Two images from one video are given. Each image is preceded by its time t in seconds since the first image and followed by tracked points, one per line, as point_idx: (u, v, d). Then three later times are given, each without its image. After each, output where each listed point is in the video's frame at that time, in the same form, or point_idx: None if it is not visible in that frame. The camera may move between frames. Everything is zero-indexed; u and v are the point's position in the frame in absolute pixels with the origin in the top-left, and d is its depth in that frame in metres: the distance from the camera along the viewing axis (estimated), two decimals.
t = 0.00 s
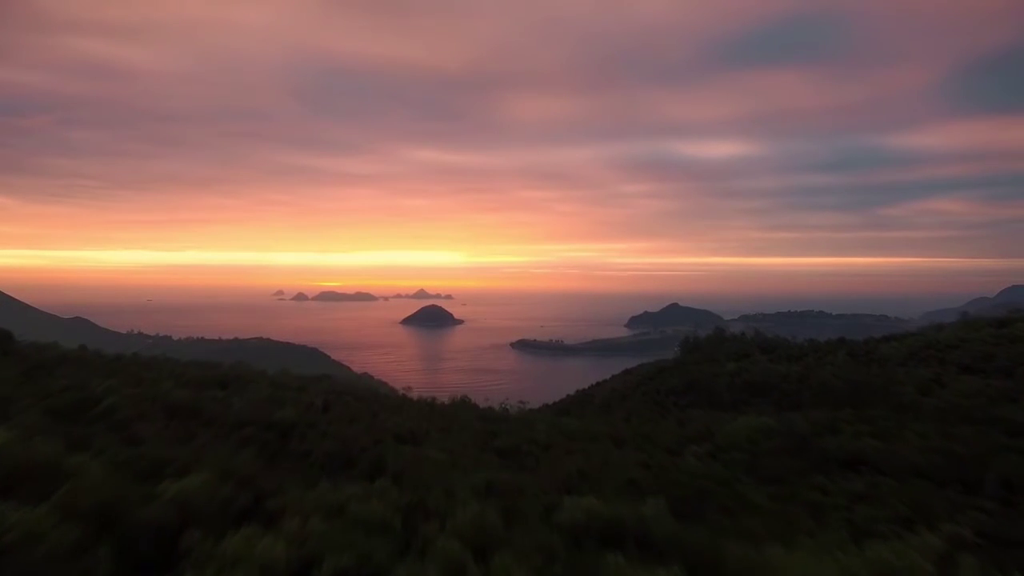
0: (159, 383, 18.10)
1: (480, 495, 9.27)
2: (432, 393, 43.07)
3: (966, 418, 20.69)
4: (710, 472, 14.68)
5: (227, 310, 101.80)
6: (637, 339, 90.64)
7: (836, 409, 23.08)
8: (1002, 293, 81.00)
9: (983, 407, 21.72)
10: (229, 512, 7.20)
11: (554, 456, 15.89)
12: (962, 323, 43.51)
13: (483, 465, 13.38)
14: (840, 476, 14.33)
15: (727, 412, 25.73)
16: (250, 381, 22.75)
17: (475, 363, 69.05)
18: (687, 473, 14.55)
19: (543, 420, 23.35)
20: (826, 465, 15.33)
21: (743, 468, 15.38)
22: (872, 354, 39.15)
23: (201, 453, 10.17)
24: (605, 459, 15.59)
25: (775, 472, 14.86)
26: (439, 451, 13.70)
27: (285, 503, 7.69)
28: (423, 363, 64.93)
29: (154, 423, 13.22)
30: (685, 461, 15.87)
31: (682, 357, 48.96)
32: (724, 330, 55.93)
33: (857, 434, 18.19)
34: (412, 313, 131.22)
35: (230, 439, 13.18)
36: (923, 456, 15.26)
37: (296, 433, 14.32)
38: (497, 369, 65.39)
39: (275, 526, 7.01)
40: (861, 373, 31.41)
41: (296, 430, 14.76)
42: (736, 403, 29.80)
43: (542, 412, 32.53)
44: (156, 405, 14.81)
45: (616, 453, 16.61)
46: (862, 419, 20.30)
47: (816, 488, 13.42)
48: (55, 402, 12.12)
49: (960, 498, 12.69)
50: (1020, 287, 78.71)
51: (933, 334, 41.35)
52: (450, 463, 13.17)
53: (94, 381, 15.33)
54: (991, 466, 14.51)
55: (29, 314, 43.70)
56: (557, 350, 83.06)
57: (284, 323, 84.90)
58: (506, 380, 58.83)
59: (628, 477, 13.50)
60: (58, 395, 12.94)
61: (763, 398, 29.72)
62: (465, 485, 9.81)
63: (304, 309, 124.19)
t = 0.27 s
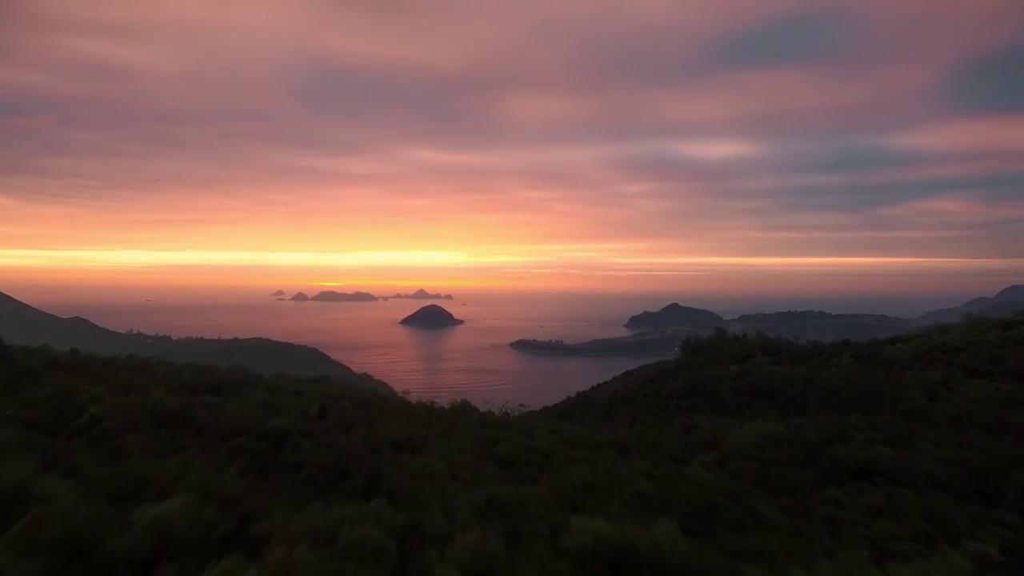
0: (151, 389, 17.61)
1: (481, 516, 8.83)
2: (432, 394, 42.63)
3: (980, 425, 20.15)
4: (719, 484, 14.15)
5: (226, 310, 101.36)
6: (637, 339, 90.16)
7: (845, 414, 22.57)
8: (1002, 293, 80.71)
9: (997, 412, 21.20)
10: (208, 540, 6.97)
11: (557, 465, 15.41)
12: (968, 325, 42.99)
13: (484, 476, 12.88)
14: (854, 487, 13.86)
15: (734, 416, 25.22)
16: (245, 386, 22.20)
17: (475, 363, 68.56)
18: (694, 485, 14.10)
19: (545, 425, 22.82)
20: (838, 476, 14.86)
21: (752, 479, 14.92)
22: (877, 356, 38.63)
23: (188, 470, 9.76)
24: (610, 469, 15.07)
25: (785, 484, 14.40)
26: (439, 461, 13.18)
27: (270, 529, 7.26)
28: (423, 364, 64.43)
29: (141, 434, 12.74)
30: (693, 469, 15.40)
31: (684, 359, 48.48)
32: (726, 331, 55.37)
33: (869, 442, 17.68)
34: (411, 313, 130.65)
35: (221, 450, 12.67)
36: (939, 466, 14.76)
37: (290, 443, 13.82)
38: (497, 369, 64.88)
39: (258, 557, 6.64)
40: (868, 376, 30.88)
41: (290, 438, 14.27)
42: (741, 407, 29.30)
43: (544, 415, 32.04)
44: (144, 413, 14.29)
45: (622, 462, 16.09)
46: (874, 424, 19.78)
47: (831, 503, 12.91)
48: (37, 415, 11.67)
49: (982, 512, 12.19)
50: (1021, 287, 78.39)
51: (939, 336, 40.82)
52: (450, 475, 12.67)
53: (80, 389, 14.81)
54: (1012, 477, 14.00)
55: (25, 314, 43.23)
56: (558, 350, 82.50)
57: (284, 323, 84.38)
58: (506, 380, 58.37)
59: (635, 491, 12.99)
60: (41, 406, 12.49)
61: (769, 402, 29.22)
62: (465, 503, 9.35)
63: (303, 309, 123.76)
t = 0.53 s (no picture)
0: (141, 396, 17.07)
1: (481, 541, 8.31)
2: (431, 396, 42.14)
3: (994, 431, 19.64)
4: (729, 496, 13.64)
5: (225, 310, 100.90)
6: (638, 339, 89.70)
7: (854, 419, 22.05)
8: (1002, 293, 80.07)
9: (1010, 418, 20.70)
10: None
11: (560, 477, 14.89)
12: (973, 326, 42.48)
13: (484, 489, 12.35)
14: (869, 500, 13.35)
15: (739, 422, 24.72)
16: (239, 391, 21.66)
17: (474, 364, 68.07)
18: (702, 497, 13.59)
19: (547, 431, 22.29)
20: (851, 488, 14.35)
21: (762, 491, 14.40)
22: (882, 358, 38.14)
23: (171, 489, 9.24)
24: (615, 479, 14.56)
25: (797, 496, 13.88)
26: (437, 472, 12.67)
27: (253, 561, 6.75)
28: (422, 364, 63.91)
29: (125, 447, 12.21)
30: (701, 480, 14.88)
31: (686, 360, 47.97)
32: (728, 332, 54.78)
33: (881, 450, 17.18)
34: (411, 313, 130.21)
35: (210, 462, 12.16)
36: (956, 477, 14.26)
37: (283, 453, 13.31)
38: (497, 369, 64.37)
39: None
40: (874, 380, 30.39)
41: (283, 448, 13.74)
42: (746, 411, 28.80)
43: (545, 420, 31.52)
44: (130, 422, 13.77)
45: (626, 472, 15.57)
46: (885, 431, 19.26)
47: (847, 517, 12.40)
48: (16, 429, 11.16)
49: (1005, 527, 11.70)
50: None
51: (944, 338, 40.33)
52: (449, 487, 12.14)
53: (65, 397, 14.28)
54: None
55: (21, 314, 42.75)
56: (557, 350, 81.99)
57: (282, 323, 83.78)
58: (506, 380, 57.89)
59: (642, 505, 12.48)
60: (22, 419, 11.95)
61: (774, 406, 28.71)
62: (464, 525, 8.84)
63: (303, 309, 123.26)
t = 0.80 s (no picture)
0: (130, 402, 16.53)
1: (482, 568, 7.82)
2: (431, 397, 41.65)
3: (1008, 438, 19.12)
4: (739, 508, 13.13)
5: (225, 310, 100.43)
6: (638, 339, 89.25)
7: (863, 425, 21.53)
8: (1005, 293, 79.56)
9: None
10: None
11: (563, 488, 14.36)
12: (979, 328, 41.97)
13: (485, 503, 11.82)
14: (886, 513, 12.83)
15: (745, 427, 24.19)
16: (234, 396, 21.11)
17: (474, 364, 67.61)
18: (712, 509, 13.08)
19: (550, 436, 21.74)
20: (866, 500, 13.83)
21: (773, 503, 13.88)
22: (887, 360, 37.64)
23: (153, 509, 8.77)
24: (621, 490, 14.04)
25: (810, 509, 13.36)
26: (436, 484, 12.14)
27: None
28: (422, 364, 63.48)
29: (109, 459, 11.70)
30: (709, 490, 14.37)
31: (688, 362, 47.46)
32: (730, 334, 54.28)
33: (894, 458, 16.65)
34: (411, 313, 129.74)
35: (198, 475, 11.62)
36: (975, 489, 13.73)
37: (275, 464, 12.79)
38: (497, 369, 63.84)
39: None
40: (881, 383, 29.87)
41: (276, 459, 13.21)
42: (751, 416, 28.27)
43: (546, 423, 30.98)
44: (117, 432, 13.24)
45: (632, 482, 15.05)
46: (898, 438, 18.71)
47: (864, 533, 11.88)
48: None
49: None
50: None
51: (950, 340, 39.80)
52: (448, 502, 11.62)
53: (48, 406, 13.73)
54: None
55: (17, 313, 42.29)
56: (558, 350, 81.47)
57: (282, 323, 83.34)
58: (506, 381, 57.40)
59: (650, 519, 11.96)
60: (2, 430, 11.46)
61: (779, 410, 28.19)
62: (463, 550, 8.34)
63: (302, 309, 122.78)
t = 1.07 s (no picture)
0: (119, 409, 15.99)
1: None
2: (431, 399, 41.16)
3: None
4: (750, 522, 12.57)
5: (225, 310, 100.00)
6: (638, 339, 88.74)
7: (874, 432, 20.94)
8: (1008, 294, 78.85)
9: None
10: None
11: (567, 500, 13.82)
12: (986, 330, 41.31)
13: (486, 519, 11.25)
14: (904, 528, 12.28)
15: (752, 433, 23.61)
16: (228, 401, 20.58)
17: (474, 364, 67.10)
18: (721, 523, 12.54)
19: (552, 442, 21.19)
20: (882, 513, 13.27)
21: (785, 516, 13.34)
22: (894, 363, 37.02)
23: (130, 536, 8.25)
24: (626, 502, 13.49)
25: (824, 523, 12.80)
26: (434, 498, 11.58)
27: None
28: (422, 364, 62.98)
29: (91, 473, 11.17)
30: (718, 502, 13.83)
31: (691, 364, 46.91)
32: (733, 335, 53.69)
33: (908, 467, 16.09)
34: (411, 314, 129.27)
35: (183, 489, 11.07)
36: (996, 502, 13.16)
37: (266, 476, 12.23)
38: (497, 370, 63.31)
39: None
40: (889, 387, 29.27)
41: (267, 471, 12.66)
42: (757, 420, 27.72)
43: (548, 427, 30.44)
44: (100, 443, 12.67)
45: (638, 492, 14.51)
46: (912, 445, 18.12)
47: (882, 550, 11.32)
48: None
49: None
50: None
51: (956, 342, 39.18)
52: (446, 518, 11.05)
53: (30, 416, 13.20)
54: None
55: (11, 313, 41.72)
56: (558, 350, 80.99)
57: (281, 323, 82.91)
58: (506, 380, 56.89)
59: (658, 536, 11.40)
60: None
61: (786, 414, 27.62)
62: None
63: (302, 309, 122.26)
